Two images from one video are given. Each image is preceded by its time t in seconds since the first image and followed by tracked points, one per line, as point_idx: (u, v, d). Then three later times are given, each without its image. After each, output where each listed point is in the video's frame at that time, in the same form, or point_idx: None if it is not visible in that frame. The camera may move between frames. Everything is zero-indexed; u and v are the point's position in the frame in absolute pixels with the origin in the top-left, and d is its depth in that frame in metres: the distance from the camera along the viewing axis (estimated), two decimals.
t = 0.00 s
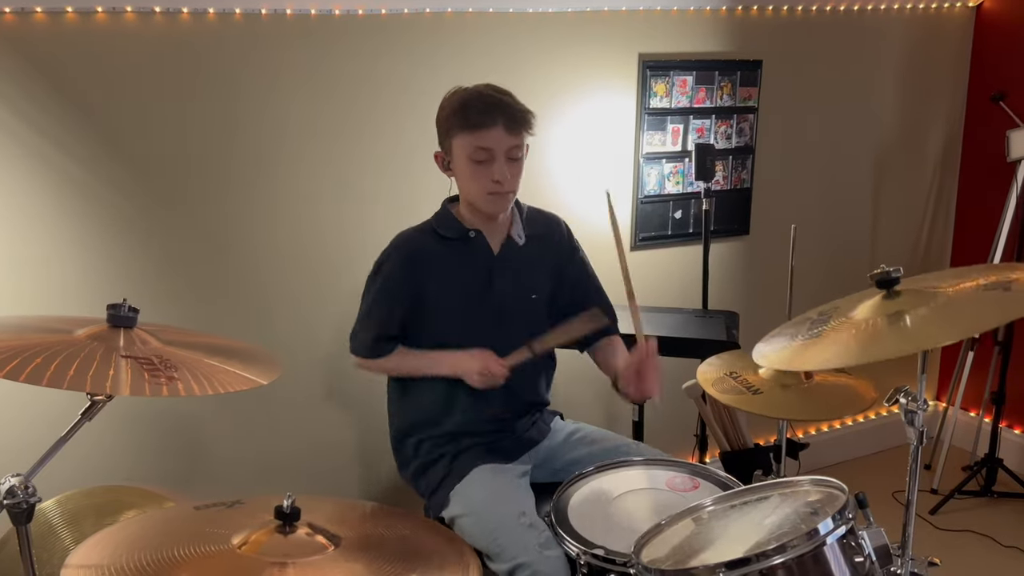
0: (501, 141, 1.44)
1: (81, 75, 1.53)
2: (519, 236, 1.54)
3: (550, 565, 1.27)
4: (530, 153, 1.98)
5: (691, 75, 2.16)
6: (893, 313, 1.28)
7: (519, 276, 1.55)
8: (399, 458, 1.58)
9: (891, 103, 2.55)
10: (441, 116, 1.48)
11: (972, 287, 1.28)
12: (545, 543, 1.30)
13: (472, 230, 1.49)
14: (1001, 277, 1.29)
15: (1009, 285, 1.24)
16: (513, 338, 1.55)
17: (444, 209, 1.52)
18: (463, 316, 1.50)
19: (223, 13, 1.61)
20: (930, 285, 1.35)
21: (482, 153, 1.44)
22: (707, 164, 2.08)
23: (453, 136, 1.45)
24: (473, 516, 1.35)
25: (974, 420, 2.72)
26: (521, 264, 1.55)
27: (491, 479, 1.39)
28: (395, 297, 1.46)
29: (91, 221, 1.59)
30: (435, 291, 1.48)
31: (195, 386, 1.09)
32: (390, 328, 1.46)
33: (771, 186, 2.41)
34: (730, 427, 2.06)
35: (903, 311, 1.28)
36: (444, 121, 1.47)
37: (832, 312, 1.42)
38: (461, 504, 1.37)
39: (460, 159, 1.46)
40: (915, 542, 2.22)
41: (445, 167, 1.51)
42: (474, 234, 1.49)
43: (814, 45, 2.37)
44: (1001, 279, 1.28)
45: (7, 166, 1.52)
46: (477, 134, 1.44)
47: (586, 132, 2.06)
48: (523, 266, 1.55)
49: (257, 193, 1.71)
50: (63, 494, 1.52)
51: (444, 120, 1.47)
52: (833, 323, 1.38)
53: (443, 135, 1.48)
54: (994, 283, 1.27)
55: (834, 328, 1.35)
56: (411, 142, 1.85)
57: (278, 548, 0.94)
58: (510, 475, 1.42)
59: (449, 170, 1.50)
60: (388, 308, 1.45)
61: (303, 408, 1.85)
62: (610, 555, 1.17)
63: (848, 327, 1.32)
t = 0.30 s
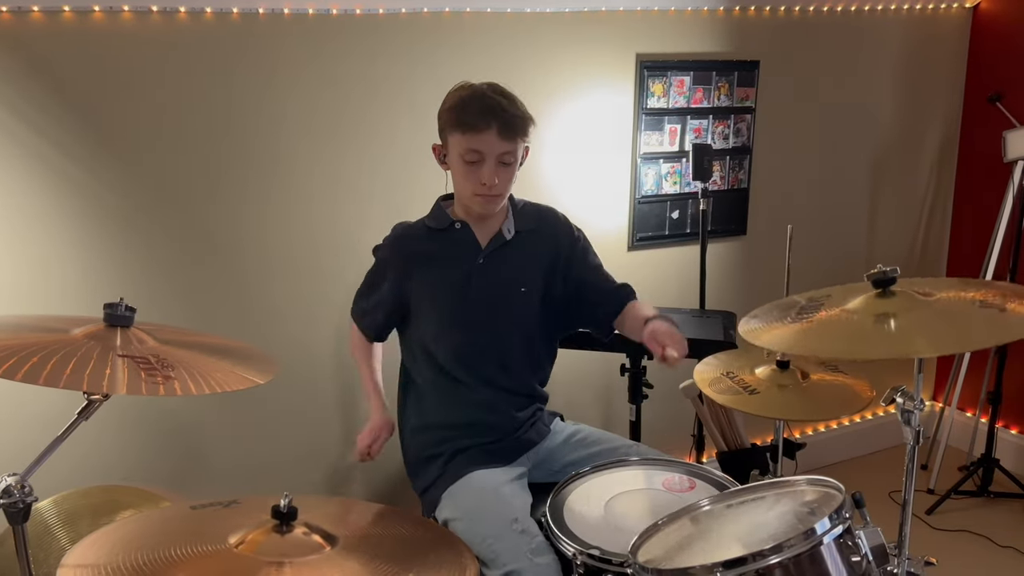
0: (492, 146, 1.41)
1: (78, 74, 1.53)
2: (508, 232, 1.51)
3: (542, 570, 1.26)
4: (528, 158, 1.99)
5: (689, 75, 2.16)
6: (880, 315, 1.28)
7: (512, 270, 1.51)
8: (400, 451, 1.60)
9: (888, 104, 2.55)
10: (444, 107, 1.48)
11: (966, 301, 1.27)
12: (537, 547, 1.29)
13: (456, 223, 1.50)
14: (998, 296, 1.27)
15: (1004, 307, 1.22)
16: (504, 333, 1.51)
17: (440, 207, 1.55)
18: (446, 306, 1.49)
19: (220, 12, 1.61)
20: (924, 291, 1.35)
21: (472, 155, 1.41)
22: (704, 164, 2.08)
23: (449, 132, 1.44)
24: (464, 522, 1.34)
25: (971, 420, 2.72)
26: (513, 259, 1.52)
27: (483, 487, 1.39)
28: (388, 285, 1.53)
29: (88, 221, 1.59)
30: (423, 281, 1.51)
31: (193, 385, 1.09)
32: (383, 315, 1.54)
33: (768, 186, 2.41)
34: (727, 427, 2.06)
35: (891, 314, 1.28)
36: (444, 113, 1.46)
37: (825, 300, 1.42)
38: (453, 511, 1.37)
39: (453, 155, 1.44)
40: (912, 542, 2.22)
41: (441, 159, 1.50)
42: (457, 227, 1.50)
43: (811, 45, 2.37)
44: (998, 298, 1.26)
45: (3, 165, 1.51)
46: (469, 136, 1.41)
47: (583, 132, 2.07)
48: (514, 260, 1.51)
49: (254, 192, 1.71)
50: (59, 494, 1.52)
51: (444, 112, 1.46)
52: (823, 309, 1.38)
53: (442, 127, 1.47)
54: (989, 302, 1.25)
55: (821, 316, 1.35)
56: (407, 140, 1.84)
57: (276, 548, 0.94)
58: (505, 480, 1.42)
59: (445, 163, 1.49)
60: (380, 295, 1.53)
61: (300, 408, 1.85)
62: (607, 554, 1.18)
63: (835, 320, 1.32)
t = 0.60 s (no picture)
0: (511, 168, 1.42)
1: (76, 74, 1.53)
2: (519, 239, 1.57)
3: (537, 565, 1.26)
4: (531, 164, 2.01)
5: (687, 76, 2.16)
6: (885, 314, 1.28)
7: (518, 279, 1.55)
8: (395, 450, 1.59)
9: (886, 104, 2.55)
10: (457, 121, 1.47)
11: (966, 291, 1.28)
12: (535, 542, 1.29)
13: (470, 241, 1.49)
14: (996, 284, 1.29)
15: (1003, 293, 1.23)
16: (512, 344, 1.54)
17: (436, 219, 1.52)
18: (459, 324, 1.49)
19: (218, 13, 1.61)
20: (924, 287, 1.35)
21: (490, 175, 1.42)
22: (702, 164, 2.08)
23: (466, 150, 1.44)
24: (463, 515, 1.35)
25: (969, 420, 2.73)
26: (518, 268, 1.55)
27: (484, 481, 1.40)
28: (395, 311, 1.45)
29: (86, 221, 1.59)
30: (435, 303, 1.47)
31: (191, 386, 1.09)
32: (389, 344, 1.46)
33: (766, 187, 2.41)
34: (725, 428, 2.05)
35: (894, 313, 1.28)
36: (459, 129, 1.45)
37: (827, 307, 1.42)
38: (452, 504, 1.38)
39: (468, 174, 1.44)
40: (910, 542, 2.22)
41: (455, 174, 1.50)
42: (471, 245, 1.49)
43: (809, 46, 2.37)
44: (997, 285, 1.27)
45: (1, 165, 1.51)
46: (488, 156, 1.41)
47: (581, 133, 2.07)
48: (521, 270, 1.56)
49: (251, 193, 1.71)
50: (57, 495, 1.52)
51: (459, 128, 1.45)
52: (827, 317, 1.38)
53: (456, 144, 1.47)
54: (988, 290, 1.26)
55: (827, 324, 1.35)
56: (405, 138, 1.84)
57: (275, 548, 0.94)
58: (505, 475, 1.43)
59: (458, 177, 1.49)
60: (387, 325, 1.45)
61: (299, 408, 1.84)
62: (606, 554, 1.18)
63: (839, 325, 1.32)
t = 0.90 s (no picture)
0: (526, 160, 1.45)
1: (77, 75, 1.53)
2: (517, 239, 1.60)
3: (539, 551, 1.27)
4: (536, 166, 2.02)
5: (687, 76, 2.16)
6: (884, 314, 1.28)
7: (514, 277, 1.57)
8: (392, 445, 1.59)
9: (885, 104, 2.56)
10: (460, 118, 1.47)
11: (966, 293, 1.28)
12: (535, 530, 1.30)
13: (476, 241, 1.49)
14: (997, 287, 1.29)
15: (1003, 296, 1.24)
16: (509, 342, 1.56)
17: (436, 220, 1.51)
18: (466, 325, 1.49)
19: (218, 14, 1.61)
20: (923, 288, 1.36)
21: (505, 168, 1.43)
22: (702, 165, 2.08)
23: (477, 146, 1.44)
24: (462, 507, 1.34)
25: (969, 420, 2.73)
26: (513, 267, 1.57)
27: (482, 473, 1.39)
28: (409, 317, 1.43)
29: (87, 222, 1.59)
30: (445, 306, 1.46)
31: (191, 387, 1.09)
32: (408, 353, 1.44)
33: (766, 187, 2.41)
34: (726, 428, 2.05)
35: (893, 313, 1.28)
36: (466, 127, 1.45)
37: (826, 305, 1.42)
38: (454, 497, 1.37)
39: (480, 170, 1.45)
40: (911, 542, 2.22)
41: (461, 173, 1.50)
42: (477, 246, 1.49)
43: (809, 46, 2.37)
44: (996, 289, 1.27)
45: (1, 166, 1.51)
46: (503, 150, 1.42)
47: (581, 134, 2.07)
48: (517, 263, 1.58)
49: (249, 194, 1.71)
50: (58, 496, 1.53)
51: (466, 126, 1.45)
52: (825, 316, 1.37)
53: (462, 142, 1.46)
54: (988, 292, 1.26)
55: (825, 322, 1.35)
56: (404, 139, 1.84)
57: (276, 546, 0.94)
58: (504, 472, 1.43)
59: (464, 176, 1.49)
60: (405, 332, 1.42)
61: (299, 409, 1.85)
62: (606, 555, 1.18)
63: (838, 323, 1.32)
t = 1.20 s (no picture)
0: (522, 146, 1.47)
1: (79, 77, 1.54)
2: (511, 232, 1.61)
3: (538, 553, 1.25)
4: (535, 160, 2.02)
5: (687, 78, 2.16)
6: (882, 315, 1.28)
7: (511, 271, 1.58)
8: (392, 447, 1.59)
9: (886, 105, 2.56)
10: (456, 113, 1.49)
11: (964, 295, 1.29)
12: (535, 534, 1.30)
13: (473, 234, 1.50)
14: (997, 289, 1.28)
15: (1003, 298, 1.23)
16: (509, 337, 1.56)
17: (431, 215, 1.51)
18: (466, 319, 1.49)
19: (219, 16, 1.61)
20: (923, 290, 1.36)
21: (505, 156, 1.45)
22: (702, 166, 2.08)
23: (475, 136, 1.46)
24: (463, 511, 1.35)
25: (970, 421, 2.72)
26: (509, 261, 1.58)
27: (483, 478, 1.40)
28: (410, 313, 1.42)
29: (88, 224, 1.59)
30: (445, 301, 1.46)
31: (193, 388, 1.09)
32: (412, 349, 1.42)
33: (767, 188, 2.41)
34: (726, 429, 2.06)
35: (892, 313, 1.28)
36: (463, 120, 1.47)
37: (825, 305, 1.42)
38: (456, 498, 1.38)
39: (479, 159, 1.46)
40: (912, 544, 2.22)
41: (457, 166, 1.50)
42: (474, 238, 1.49)
43: (810, 47, 2.38)
44: (996, 291, 1.27)
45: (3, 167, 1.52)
46: (502, 137, 1.45)
47: (582, 135, 2.07)
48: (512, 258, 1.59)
49: (251, 194, 1.72)
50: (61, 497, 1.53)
51: (463, 118, 1.47)
52: (823, 316, 1.38)
53: (459, 134, 1.47)
54: (987, 294, 1.26)
55: (823, 322, 1.35)
56: (409, 142, 1.85)
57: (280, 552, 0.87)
58: (504, 473, 1.43)
59: (461, 169, 1.49)
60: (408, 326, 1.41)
61: (300, 410, 1.85)
62: (606, 555, 1.18)
63: (836, 323, 1.33)
